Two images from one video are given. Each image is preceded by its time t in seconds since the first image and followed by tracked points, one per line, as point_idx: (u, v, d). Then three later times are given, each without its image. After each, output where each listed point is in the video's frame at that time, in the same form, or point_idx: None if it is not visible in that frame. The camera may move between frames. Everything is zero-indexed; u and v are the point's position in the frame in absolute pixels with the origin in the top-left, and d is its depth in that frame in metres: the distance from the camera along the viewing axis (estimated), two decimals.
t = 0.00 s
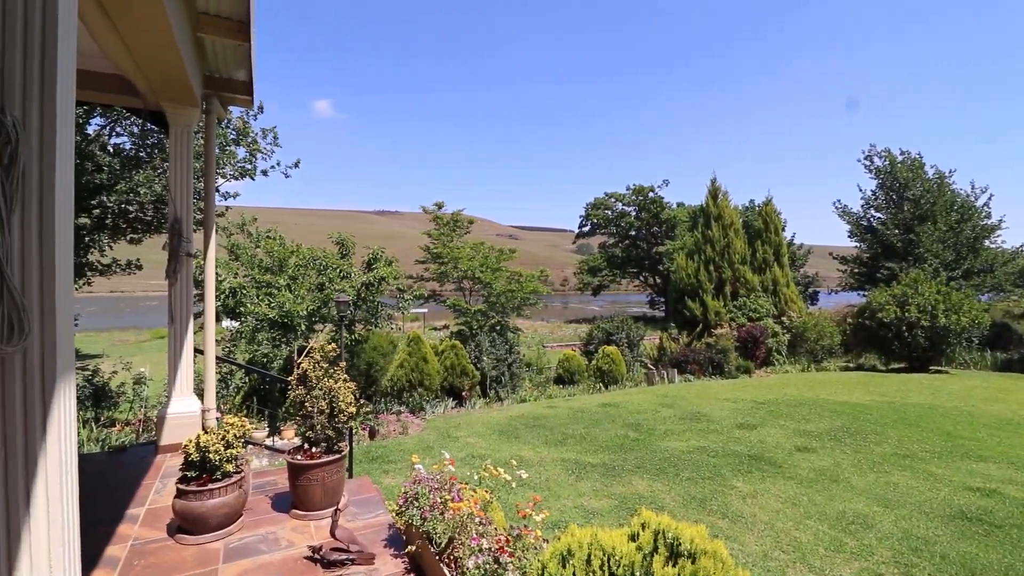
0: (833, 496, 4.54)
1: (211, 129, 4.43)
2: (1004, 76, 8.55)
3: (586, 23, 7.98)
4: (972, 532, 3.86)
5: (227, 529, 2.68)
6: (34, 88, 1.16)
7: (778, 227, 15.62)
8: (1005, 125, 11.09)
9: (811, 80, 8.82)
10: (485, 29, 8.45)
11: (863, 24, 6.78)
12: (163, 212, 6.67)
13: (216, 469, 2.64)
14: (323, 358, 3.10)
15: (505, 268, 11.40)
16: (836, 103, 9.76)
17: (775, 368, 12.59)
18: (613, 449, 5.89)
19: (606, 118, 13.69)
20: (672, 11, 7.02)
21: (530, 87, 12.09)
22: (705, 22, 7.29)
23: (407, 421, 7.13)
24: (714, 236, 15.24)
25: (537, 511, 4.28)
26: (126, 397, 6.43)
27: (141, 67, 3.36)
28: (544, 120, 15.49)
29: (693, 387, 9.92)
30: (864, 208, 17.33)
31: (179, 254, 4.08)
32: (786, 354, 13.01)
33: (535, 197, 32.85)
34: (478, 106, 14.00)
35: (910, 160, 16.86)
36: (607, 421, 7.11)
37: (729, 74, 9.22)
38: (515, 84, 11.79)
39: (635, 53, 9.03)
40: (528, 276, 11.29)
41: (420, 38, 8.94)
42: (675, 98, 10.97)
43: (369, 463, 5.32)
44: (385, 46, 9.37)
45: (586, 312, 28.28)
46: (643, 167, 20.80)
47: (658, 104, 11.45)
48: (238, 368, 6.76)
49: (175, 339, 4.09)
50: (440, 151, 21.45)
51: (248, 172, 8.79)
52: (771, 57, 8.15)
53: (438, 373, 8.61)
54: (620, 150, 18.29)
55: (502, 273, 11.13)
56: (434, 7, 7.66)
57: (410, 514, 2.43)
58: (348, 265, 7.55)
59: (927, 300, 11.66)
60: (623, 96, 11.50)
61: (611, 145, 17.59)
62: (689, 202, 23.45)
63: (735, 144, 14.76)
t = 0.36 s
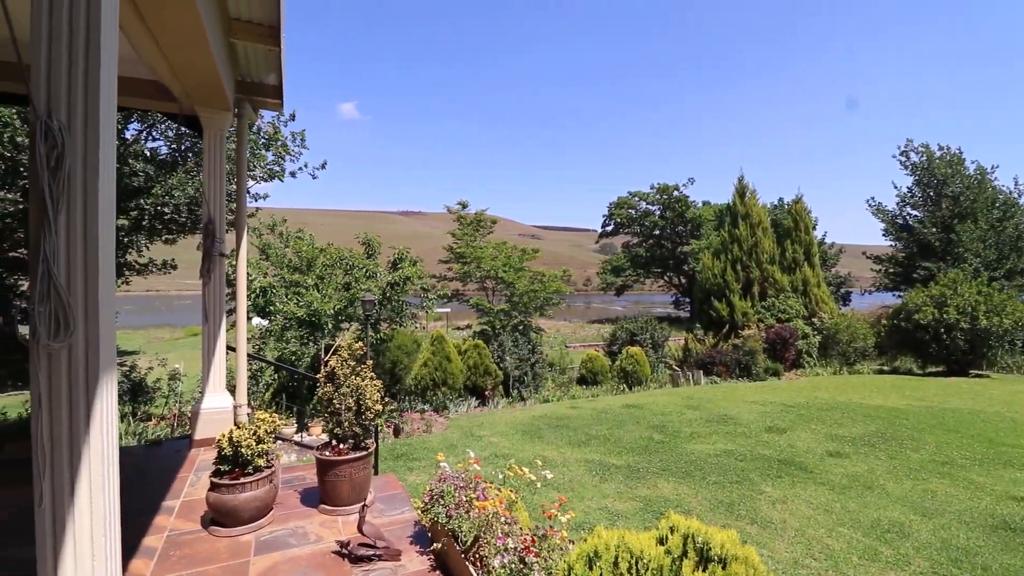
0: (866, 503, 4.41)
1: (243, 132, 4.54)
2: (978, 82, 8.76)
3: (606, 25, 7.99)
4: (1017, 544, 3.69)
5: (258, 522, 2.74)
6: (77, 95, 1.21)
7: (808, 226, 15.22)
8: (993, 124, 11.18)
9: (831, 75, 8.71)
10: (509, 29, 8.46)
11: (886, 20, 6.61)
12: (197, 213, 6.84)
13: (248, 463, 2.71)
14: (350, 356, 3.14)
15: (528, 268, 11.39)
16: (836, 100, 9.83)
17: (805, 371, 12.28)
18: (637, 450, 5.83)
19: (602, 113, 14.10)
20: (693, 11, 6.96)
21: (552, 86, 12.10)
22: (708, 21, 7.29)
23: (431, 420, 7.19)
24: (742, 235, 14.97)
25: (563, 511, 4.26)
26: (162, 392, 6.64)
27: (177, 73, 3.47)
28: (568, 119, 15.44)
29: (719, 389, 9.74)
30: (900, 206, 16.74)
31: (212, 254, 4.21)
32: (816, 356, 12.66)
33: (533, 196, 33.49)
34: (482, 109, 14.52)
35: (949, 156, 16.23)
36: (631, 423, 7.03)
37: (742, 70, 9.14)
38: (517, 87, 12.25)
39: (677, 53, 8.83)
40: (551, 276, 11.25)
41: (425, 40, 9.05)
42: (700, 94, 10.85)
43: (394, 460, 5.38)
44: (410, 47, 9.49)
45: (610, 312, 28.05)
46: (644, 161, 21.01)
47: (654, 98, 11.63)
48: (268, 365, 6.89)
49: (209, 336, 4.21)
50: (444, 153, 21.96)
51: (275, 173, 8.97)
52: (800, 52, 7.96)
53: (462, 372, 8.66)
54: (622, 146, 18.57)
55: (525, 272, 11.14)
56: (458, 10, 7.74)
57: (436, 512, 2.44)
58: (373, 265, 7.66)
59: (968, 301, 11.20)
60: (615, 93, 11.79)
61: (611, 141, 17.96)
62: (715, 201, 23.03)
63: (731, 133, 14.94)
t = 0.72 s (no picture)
0: (908, 513, 4.24)
1: (277, 135, 4.67)
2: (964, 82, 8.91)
3: (634, 21, 7.91)
4: None
5: (293, 516, 2.81)
6: (125, 103, 1.27)
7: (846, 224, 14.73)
8: None
9: (855, 68, 8.53)
10: (536, 26, 8.47)
11: (927, 8, 6.36)
12: (233, 215, 7.04)
13: (283, 458, 2.78)
14: (381, 355, 3.19)
15: (554, 268, 11.36)
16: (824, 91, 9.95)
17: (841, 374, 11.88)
18: (667, 453, 5.75)
19: (598, 110, 14.48)
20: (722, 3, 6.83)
21: (578, 81, 12.10)
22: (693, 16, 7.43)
23: (458, 418, 7.23)
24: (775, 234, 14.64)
25: (593, 513, 4.22)
26: (200, 387, 6.84)
27: (216, 79, 3.57)
28: (595, 116, 15.34)
29: (751, 391, 9.52)
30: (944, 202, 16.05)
31: (249, 254, 4.34)
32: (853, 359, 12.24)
33: (548, 197, 33.63)
34: (485, 111, 15.01)
35: (996, 150, 15.53)
36: (660, 425, 6.93)
37: (751, 60, 9.02)
38: (520, 87, 12.66)
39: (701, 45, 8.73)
40: (578, 277, 11.19)
41: (437, 41, 9.25)
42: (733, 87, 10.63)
43: (423, 458, 5.44)
44: (437, 46, 9.58)
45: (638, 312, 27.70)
46: (642, 158, 21.28)
47: (651, 91, 11.83)
48: (299, 362, 7.03)
49: (245, 334, 4.33)
50: (454, 154, 21.92)
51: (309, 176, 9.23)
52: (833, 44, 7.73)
53: (488, 372, 8.71)
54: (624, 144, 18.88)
55: (551, 272, 11.12)
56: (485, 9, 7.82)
57: (466, 510, 2.46)
58: (401, 264, 7.78)
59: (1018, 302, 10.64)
60: (612, 87, 12.07)
61: (612, 138, 18.26)
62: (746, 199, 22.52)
63: (728, 127, 15.11)
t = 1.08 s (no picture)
0: (966, 527, 4.01)
1: (319, 139, 4.80)
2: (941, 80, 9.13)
3: (676, 16, 7.72)
4: None
5: (335, 509, 2.88)
6: (183, 110, 1.33)
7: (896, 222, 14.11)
8: None
9: (902, 56, 8.20)
10: (573, 24, 8.45)
11: None
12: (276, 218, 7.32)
13: (326, 453, 2.85)
14: (419, 354, 3.25)
15: (588, 268, 11.28)
16: (805, 78, 10.02)
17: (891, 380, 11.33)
18: (704, 458, 5.62)
19: (611, 109, 14.65)
20: None
21: (612, 82, 12.00)
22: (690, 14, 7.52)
23: (492, 417, 7.26)
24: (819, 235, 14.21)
25: (632, 518, 4.16)
26: (245, 383, 7.11)
27: (262, 85, 3.69)
28: (630, 115, 15.13)
29: (793, 396, 9.19)
30: (1005, 199, 15.13)
31: (293, 255, 4.48)
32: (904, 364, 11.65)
33: (581, 197, 33.38)
34: (498, 112, 15.14)
35: None
36: (697, 429, 6.78)
37: (746, 53, 9.09)
38: (544, 86, 12.77)
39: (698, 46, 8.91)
40: (612, 277, 11.08)
41: (450, 40, 9.17)
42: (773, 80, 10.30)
43: (458, 456, 5.48)
44: (472, 46, 9.69)
45: (674, 314, 27.14)
46: (643, 157, 21.55)
47: (652, 90, 11.98)
48: (339, 360, 7.21)
49: (288, 331, 4.49)
50: (486, 154, 22.03)
51: (348, 178, 9.47)
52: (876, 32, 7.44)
53: (522, 372, 8.73)
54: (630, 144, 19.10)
55: (585, 273, 11.05)
56: (520, 9, 7.88)
57: (503, 510, 2.46)
58: (436, 264, 7.92)
59: None
60: (612, 87, 12.32)
61: (646, 137, 18.01)
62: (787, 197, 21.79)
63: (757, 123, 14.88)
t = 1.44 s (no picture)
0: None
1: (360, 142, 4.91)
2: (936, 72, 9.19)
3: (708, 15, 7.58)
4: None
5: (376, 504, 2.95)
6: (237, 118, 1.39)
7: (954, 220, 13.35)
8: None
9: (955, 45, 7.78)
10: (608, 24, 8.38)
11: None
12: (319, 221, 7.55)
13: (367, 448, 2.92)
14: (457, 353, 3.28)
15: (625, 268, 11.14)
16: (834, 70, 9.86)
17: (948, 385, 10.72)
18: (747, 464, 5.45)
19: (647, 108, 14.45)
20: None
21: (648, 82, 11.84)
22: (693, 13, 7.58)
23: (527, 417, 7.26)
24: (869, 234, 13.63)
25: (674, 523, 4.07)
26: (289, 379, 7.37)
27: (306, 91, 3.81)
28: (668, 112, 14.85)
29: (842, 401, 8.81)
30: None
31: (335, 255, 4.61)
32: (964, 369, 10.99)
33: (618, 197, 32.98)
34: (532, 111, 15.15)
35: None
36: (739, 434, 6.59)
37: (772, 47, 9.04)
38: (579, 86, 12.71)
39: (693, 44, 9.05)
40: (649, 278, 10.90)
41: (484, 41, 9.23)
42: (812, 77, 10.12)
43: (494, 455, 5.51)
44: (508, 46, 9.73)
45: (715, 314, 26.45)
46: (680, 155, 21.17)
47: (685, 86, 11.79)
48: (378, 358, 7.37)
49: (331, 330, 4.62)
50: (521, 154, 22.10)
51: (387, 180, 9.67)
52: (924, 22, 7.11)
53: (558, 372, 8.70)
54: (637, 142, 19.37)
55: (622, 273, 10.92)
56: (553, 11, 7.86)
57: (542, 510, 2.46)
58: (472, 264, 7.99)
59: None
60: (636, 86, 12.38)
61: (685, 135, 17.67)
62: (834, 193, 20.92)
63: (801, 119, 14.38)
